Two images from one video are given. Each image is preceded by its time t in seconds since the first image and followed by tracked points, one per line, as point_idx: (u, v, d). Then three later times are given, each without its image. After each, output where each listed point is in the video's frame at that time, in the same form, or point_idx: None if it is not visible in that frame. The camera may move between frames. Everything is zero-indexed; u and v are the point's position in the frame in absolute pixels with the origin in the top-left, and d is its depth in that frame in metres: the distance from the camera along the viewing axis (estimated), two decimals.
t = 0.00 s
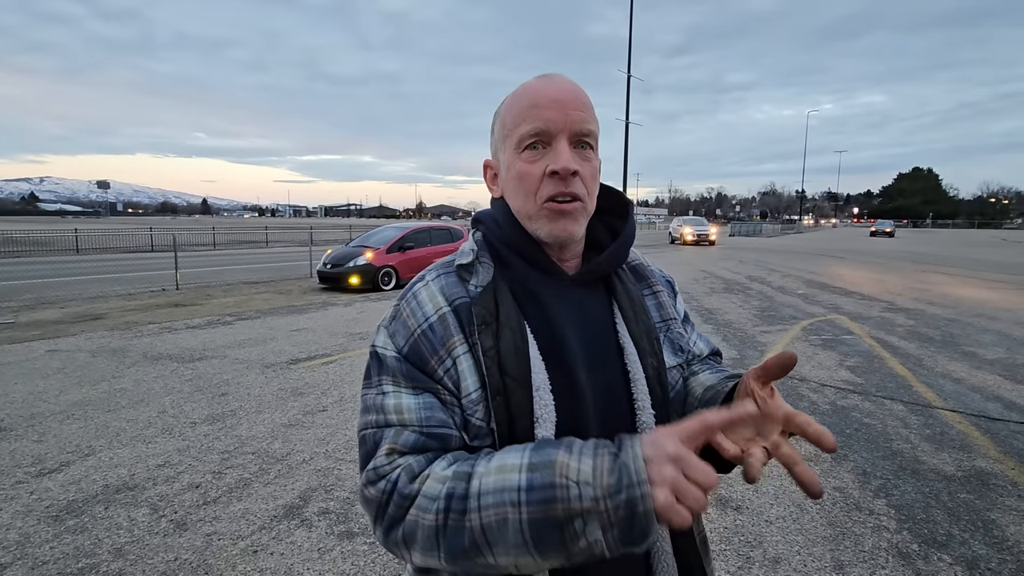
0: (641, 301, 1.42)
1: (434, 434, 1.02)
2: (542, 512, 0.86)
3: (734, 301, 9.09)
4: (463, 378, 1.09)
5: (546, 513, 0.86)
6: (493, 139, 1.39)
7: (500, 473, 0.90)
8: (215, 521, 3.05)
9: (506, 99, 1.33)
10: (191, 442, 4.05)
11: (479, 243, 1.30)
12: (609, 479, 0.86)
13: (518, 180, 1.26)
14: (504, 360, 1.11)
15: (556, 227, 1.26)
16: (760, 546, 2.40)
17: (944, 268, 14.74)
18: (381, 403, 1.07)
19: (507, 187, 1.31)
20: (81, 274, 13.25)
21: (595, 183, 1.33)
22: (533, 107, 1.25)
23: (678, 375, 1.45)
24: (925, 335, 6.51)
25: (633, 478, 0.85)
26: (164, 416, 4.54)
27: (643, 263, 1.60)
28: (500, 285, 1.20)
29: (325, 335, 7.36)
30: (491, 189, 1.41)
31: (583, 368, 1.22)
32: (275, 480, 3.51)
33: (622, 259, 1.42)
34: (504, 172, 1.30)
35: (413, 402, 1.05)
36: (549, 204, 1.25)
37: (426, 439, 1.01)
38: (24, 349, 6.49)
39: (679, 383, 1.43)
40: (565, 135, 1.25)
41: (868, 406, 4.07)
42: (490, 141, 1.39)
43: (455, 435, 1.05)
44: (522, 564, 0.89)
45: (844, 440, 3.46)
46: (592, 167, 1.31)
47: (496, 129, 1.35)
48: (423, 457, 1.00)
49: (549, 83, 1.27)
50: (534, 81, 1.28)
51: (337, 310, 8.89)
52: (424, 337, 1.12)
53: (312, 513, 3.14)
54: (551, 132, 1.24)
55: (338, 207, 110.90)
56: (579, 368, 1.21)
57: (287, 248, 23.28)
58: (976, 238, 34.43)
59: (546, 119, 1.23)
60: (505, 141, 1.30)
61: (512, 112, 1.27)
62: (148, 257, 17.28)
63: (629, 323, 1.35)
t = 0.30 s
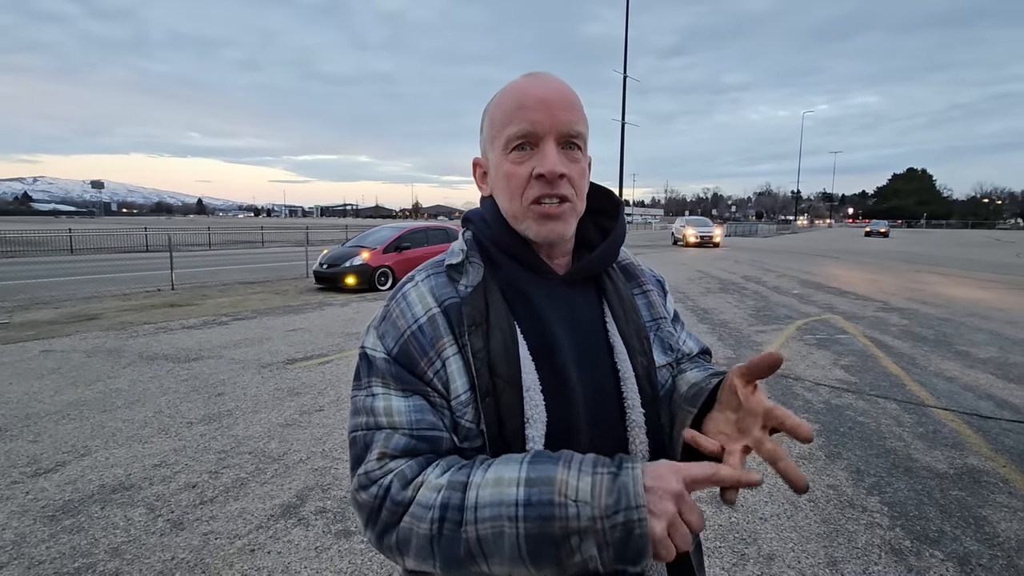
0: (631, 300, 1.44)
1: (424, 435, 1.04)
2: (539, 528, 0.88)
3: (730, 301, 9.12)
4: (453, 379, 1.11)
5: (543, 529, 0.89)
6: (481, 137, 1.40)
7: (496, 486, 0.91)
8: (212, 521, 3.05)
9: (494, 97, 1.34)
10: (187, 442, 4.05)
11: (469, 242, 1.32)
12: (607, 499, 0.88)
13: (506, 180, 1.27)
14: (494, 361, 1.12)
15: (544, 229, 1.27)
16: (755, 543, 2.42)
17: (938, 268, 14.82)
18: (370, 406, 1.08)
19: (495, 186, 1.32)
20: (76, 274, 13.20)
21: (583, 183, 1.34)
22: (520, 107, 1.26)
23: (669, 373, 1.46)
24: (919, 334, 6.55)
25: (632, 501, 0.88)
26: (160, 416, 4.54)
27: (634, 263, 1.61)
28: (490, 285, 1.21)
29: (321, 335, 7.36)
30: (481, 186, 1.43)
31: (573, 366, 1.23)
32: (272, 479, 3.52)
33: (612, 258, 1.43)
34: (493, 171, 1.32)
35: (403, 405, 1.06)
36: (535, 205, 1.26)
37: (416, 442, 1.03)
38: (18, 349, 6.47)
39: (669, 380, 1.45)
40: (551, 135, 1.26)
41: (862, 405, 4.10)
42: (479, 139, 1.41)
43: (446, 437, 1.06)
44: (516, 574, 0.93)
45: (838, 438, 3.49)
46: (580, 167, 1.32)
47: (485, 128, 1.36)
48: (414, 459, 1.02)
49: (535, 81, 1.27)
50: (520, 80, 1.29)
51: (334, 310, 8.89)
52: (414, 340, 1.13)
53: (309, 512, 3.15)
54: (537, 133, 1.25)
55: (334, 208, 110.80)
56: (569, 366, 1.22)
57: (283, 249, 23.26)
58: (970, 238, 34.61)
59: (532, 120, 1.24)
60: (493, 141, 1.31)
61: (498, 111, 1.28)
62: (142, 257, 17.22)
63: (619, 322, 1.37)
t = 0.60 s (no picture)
0: (624, 300, 1.45)
1: (422, 432, 1.05)
2: (542, 505, 0.90)
3: (725, 300, 9.15)
4: (450, 377, 1.12)
5: (546, 505, 0.90)
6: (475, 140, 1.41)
7: (498, 468, 0.94)
8: (208, 521, 3.05)
9: (486, 101, 1.35)
10: (183, 443, 4.04)
11: (464, 244, 1.33)
12: (605, 473, 0.91)
13: (498, 186, 1.28)
14: (490, 360, 1.13)
15: (535, 233, 1.28)
16: (749, 541, 2.43)
17: (931, 268, 14.91)
18: (368, 404, 1.08)
19: (488, 191, 1.34)
20: (69, 275, 13.13)
21: (576, 187, 1.35)
22: (510, 113, 1.26)
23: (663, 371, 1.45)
24: (912, 333, 6.59)
25: (629, 472, 0.91)
26: (155, 417, 4.53)
27: (627, 262, 1.63)
28: (486, 285, 1.22)
29: (317, 335, 7.35)
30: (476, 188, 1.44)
31: (566, 366, 1.24)
32: (268, 480, 3.52)
33: (607, 258, 1.44)
34: (486, 176, 1.33)
35: (400, 402, 1.07)
36: (527, 210, 1.27)
37: (416, 438, 1.04)
38: (11, 350, 6.44)
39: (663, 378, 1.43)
40: (543, 142, 1.26)
41: (855, 403, 4.13)
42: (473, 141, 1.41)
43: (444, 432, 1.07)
44: (519, 555, 0.94)
45: (832, 437, 3.52)
46: (572, 171, 1.33)
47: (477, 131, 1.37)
48: (414, 455, 1.02)
49: (526, 87, 1.28)
50: (511, 85, 1.29)
51: (329, 311, 8.88)
52: (411, 338, 1.14)
53: (305, 513, 3.15)
54: (528, 140, 1.26)
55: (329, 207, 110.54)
56: (563, 366, 1.23)
57: (277, 248, 23.21)
58: (963, 238, 34.85)
59: (522, 126, 1.25)
60: (485, 146, 1.32)
61: (490, 117, 1.29)
62: (137, 257, 17.15)
63: (612, 322, 1.38)
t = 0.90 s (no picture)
0: (618, 299, 1.45)
1: (412, 436, 1.05)
2: (536, 541, 0.90)
3: (720, 299, 9.17)
4: (441, 380, 1.11)
5: (539, 542, 0.90)
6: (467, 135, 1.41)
7: (493, 496, 0.93)
8: (203, 522, 3.04)
9: (479, 93, 1.35)
10: (177, 443, 4.02)
11: (457, 240, 1.32)
12: (603, 513, 0.91)
13: (491, 178, 1.28)
14: (483, 363, 1.13)
15: (528, 227, 1.28)
16: (745, 537, 2.44)
17: (924, 265, 15.01)
18: (358, 407, 1.08)
19: (481, 184, 1.33)
20: (61, 275, 13.04)
21: (570, 181, 1.35)
22: (504, 104, 1.27)
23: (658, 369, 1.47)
24: (905, 330, 6.63)
25: (627, 517, 0.89)
26: (149, 417, 4.51)
27: (622, 260, 1.62)
28: (479, 285, 1.22)
29: (312, 335, 7.32)
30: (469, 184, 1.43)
31: (559, 366, 1.25)
32: (264, 480, 3.51)
33: (601, 257, 1.44)
34: (479, 169, 1.33)
35: (391, 406, 1.06)
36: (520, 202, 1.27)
37: (405, 443, 1.03)
38: (3, 351, 6.39)
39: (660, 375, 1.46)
40: (537, 134, 1.27)
41: (849, 400, 4.15)
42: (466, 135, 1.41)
43: (434, 436, 1.07)
44: None
45: (826, 434, 3.53)
46: (566, 165, 1.33)
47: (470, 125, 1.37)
48: (404, 462, 1.02)
49: (520, 79, 1.28)
50: (505, 77, 1.30)
51: (325, 310, 8.85)
52: (402, 339, 1.13)
53: (301, 512, 3.14)
54: (522, 131, 1.26)
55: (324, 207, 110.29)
56: (556, 366, 1.24)
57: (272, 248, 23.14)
58: (955, 236, 35.06)
59: (517, 117, 1.25)
60: (479, 139, 1.32)
61: (483, 109, 1.29)
62: (130, 258, 17.06)
63: (606, 322, 1.38)
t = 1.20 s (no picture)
0: (608, 298, 1.47)
1: (407, 444, 1.05)
2: (502, 529, 0.85)
3: (715, 297, 9.20)
4: (437, 386, 1.12)
5: (506, 530, 0.85)
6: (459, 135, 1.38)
7: (459, 488, 0.90)
8: (198, 523, 3.03)
9: (472, 95, 1.30)
10: (171, 444, 4.00)
11: (449, 245, 1.32)
12: (562, 481, 0.83)
13: (484, 189, 1.27)
14: (480, 366, 1.15)
15: (521, 241, 1.28)
16: (740, 535, 2.46)
17: (916, 263, 15.10)
18: (351, 418, 1.07)
19: (473, 192, 1.32)
20: (52, 275, 12.94)
21: (561, 189, 1.34)
22: (499, 114, 1.23)
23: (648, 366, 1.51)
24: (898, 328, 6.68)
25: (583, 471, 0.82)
26: (142, 418, 4.48)
27: (611, 259, 1.63)
28: (472, 289, 1.23)
29: (306, 334, 7.30)
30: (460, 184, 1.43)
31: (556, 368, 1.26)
32: (259, 480, 3.50)
33: (591, 258, 1.46)
34: (471, 176, 1.31)
35: (385, 416, 1.06)
36: (513, 216, 1.26)
37: (396, 452, 1.03)
38: None
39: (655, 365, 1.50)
40: (531, 147, 1.24)
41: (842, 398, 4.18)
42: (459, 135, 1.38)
43: (428, 443, 1.07)
44: None
45: (820, 431, 3.56)
46: (558, 175, 1.32)
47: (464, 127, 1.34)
48: (394, 471, 1.01)
49: (515, 86, 1.24)
50: (499, 81, 1.26)
51: (319, 310, 8.82)
52: (395, 347, 1.12)
53: (296, 513, 3.14)
54: (517, 144, 1.24)
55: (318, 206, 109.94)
56: (552, 367, 1.25)
57: (266, 247, 23.03)
58: (947, 234, 35.31)
59: (511, 130, 1.23)
60: (471, 145, 1.29)
61: (477, 116, 1.26)
62: (122, 257, 16.94)
63: (597, 321, 1.40)
